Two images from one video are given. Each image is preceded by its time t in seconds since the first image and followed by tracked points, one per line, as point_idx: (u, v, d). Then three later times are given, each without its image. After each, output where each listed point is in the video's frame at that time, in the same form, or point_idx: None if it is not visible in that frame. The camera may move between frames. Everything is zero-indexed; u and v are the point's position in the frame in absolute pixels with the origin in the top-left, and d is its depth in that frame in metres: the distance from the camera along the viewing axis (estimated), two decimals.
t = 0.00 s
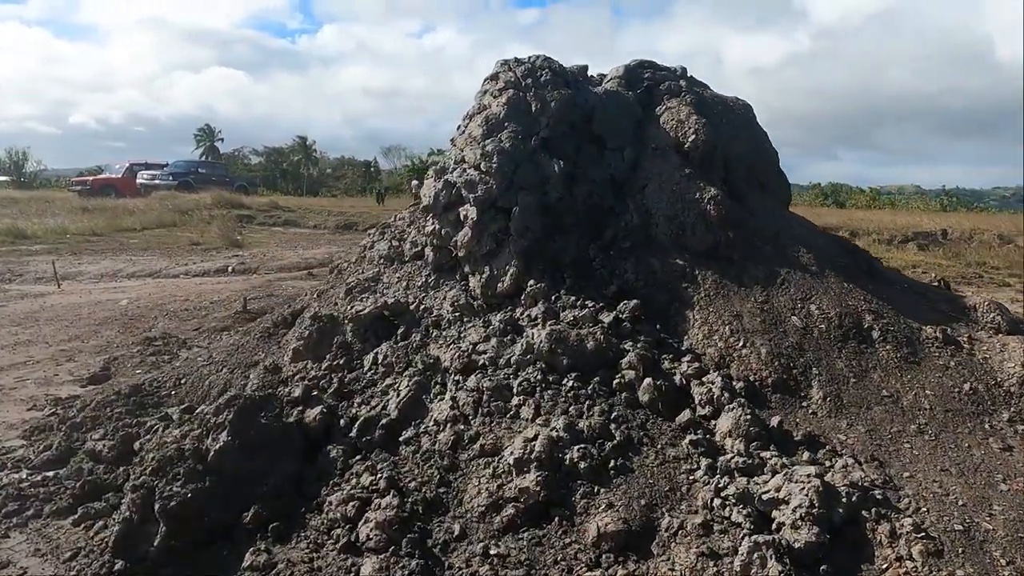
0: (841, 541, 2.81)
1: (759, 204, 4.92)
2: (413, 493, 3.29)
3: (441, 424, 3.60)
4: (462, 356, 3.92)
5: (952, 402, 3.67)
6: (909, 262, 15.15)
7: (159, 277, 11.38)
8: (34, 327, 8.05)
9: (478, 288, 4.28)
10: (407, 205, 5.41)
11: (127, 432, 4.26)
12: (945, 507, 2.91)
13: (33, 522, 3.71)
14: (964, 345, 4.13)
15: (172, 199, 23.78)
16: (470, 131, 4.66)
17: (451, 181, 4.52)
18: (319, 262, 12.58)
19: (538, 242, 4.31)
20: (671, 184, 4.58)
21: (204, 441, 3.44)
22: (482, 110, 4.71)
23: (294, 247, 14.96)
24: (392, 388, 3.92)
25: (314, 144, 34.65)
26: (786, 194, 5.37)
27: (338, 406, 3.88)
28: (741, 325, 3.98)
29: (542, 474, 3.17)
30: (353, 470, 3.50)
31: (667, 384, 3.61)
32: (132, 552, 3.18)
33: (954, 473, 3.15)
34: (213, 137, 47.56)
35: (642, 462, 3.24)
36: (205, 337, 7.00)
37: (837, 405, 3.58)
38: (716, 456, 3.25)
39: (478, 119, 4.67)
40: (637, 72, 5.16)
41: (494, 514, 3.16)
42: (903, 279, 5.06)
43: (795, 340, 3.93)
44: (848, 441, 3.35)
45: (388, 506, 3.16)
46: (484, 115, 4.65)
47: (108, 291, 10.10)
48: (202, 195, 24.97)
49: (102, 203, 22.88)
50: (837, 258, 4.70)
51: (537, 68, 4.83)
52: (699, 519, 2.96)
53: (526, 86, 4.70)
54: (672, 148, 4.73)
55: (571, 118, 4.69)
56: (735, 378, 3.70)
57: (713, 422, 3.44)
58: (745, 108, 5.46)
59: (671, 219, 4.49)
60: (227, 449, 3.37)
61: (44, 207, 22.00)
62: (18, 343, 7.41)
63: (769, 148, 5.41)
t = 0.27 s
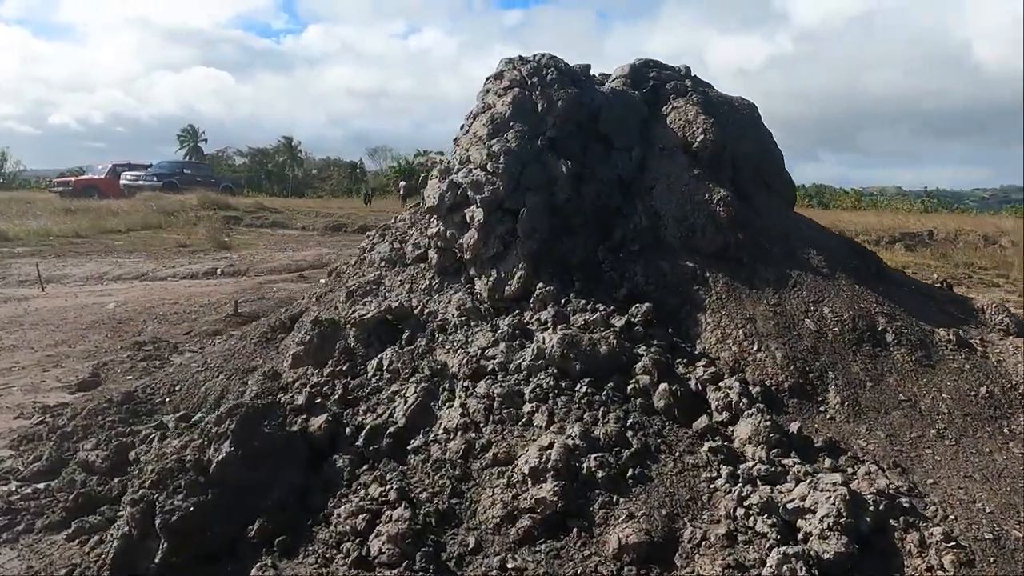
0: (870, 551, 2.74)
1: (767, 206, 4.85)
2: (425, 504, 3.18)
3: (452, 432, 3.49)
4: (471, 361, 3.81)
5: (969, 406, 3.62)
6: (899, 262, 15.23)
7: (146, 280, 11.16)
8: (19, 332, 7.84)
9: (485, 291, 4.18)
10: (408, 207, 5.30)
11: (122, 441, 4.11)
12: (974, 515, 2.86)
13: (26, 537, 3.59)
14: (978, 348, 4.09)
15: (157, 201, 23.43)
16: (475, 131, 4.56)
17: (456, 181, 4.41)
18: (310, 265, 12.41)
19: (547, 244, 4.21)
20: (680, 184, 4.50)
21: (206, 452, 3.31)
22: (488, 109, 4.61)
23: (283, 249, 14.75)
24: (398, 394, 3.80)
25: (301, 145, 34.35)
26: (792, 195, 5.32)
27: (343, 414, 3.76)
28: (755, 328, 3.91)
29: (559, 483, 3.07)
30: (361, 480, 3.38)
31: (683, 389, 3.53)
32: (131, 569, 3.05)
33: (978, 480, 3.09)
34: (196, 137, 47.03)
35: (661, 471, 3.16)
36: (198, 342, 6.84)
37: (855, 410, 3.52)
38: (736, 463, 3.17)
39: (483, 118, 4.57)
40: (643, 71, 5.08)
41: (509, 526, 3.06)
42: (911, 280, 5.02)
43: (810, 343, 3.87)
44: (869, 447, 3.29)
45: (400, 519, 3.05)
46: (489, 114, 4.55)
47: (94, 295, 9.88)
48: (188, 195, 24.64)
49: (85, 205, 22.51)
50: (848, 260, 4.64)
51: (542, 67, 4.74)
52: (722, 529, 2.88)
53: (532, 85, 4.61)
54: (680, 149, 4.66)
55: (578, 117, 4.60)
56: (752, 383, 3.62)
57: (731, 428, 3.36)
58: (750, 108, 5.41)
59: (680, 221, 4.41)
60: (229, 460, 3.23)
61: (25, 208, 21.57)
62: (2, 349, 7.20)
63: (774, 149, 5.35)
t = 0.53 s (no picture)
0: (900, 557, 2.71)
1: (776, 208, 4.83)
2: (443, 513, 3.11)
3: (467, 438, 3.41)
4: (484, 365, 3.74)
5: (987, 408, 3.61)
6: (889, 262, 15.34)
7: (135, 283, 10.95)
8: (6, 337, 7.64)
9: (496, 294, 4.10)
10: (412, 208, 5.21)
11: (122, 450, 3.99)
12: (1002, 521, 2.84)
13: (24, 550, 3.47)
14: (991, 349, 4.08)
15: (142, 202, 23.08)
16: (483, 131, 4.48)
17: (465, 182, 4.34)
18: (302, 266, 12.26)
19: (558, 246, 4.15)
20: (691, 185, 4.46)
21: (216, 461, 3.21)
22: (496, 108, 4.54)
23: (273, 251, 14.57)
24: (410, 400, 3.72)
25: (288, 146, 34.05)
26: (799, 196, 5.29)
27: (354, 421, 3.68)
28: (771, 331, 3.87)
29: (581, 490, 3.01)
30: (375, 488, 3.30)
31: (702, 393, 3.47)
32: None
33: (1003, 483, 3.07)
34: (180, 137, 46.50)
35: (683, 476, 3.10)
36: (192, 347, 6.70)
37: (875, 413, 3.49)
38: (759, 468, 3.12)
39: (491, 118, 4.50)
40: (650, 71, 5.04)
41: (531, 534, 2.99)
42: (919, 281, 5.02)
43: (826, 345, 3.83)
44: (891, 451, 3.26)
45: (419, 529, 2.97)
46: (497, 114, 4.47)
47: (82, 298, 9.67)
48: (174, 197, 24.33)
49: (68, 206, 22.12)
50: (858, 262, 4.62)
51: (551, 66, 4.68)
52: (750, 536, 2.83)
53: (541, 84, 4.55)
54: (690, 150, 4.62)
55: (587, 117, 4.54)
56: (770, 385, 3.58)
57: (751, 433, 3.31)
58: (757, 109, 5.38)
59: (691, 222, 4.37)
60: (241, 470, 3.14)
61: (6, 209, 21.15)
62: None
63: (781, 149, 5.33)
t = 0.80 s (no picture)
0: (930, 562, 2.71)
1: (785, 211, 4.84)
2: (468, 522, 3.07)
3: (488, 446, 3.37)
4: (502, 371, 3.70)
5: (1002, 410, 3.63)
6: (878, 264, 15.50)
7: (125, 287, 10.78)
8: None
9: (510, 299, 4.07)
10: (419, 211, 5.16)
11: (130, 460, 3.92)
12: None
13: (34, 564, 3.38)
14: (1002, 351, 4.12)
15: (126, 204, 22.75)
16: (494, 134, 4.45)
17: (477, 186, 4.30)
18: (295, 270, 12.13)
19: (572, 250, 4.13)
20: (703, 189, 4.46)
21: (233, 472, 3.16)
22: (507, 112, 4.51)
23: (263, 254, 14.41)
24: (426, 406, 3.67)
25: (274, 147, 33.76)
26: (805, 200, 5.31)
27: (371, 429, 3.62)
28: (787, 335, 3.87)
29: (608, 498, 2.98)
30: (395, 497, 3.25)
31: (722, 398, 3.46)
32: None
33: None
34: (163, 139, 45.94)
35: (709, 482, 3.09)
36: (191, 353, 6.59)
37: (893, 416, 3.50)
38: (784, 473, 3.12)
39: (502, 121, 4.47)
40: (658, 75, 5.04)
41: (557, 543, 2.96)
42: (925, 283, 5.05)
43: (842, 349, 3.84)
44: (913, 455, 3.27)
45: (445, 539, 2.93)
46: (509, 117, 4.45)
47: (72, 303, 9.49)
48: (159, 199, 24.02)
49: (51, 208, 21.74)
50: (867, 264, 4.64)
51: (561, 70, 4.66)
52: (779, 542, 2.82)
53: (552, 88, 4.53)
54: (701, 153, 4.62)
55: (598, 121, 4.53)
56: (789, 390, 3.58)
57: (773, 437, 3.30)
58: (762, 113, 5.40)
59: (704, 226, 4.37)
60: (260, 480, 3.09)
61: None
62: None
63: (787, 153, 5.35)
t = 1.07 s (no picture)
0: (960, 564, 2.71)
1: (793, 213, 4.85)
2: (492, 529, 3.03)
3: (508, 451, 3.33)
4: (519, 375, 3.67)
5: (1017, 411, 3.66)
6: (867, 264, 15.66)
7: (114, 290, 10.59)
8: None
9: (525, 302, 4.03)
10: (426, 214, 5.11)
11: (138, 468, 3.83)
12: None
13: None
14: (1011, 352, 4.16)
15: (111, 205, 22.42)
16: (506, 136, 4.42)
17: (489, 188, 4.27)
18: (287, 271, 12.01)
19: (586, 253, 4.10)
20: (714, 191, 4.45)
21: (251, 479, 3.12)
22: (518, 113, 4.49)
23: (253, 256, 14.25)
24: (443, 410, 3.62)
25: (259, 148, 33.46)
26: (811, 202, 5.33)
27: (388, 434, 3.58)
28: (803, 337, 3.88)
29: (635, 503, 2.95)
30: (416, 504, 3.20)
31: (742, 401, 3.46)
32: None
33: None
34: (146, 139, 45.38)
35: (734, 486, 3.07)
36: (188, 357, 6.48)
37: (911, 418, 3.51)
38: (808, 476, 3.11)
39: (513, 123, 4.44)
40: (666, 77, 5.04)
41: (584, 549, 2.92)
42: (930, 284, 5.09)
43: (857, 350, 3.85)
44: (933, 456, 3.28)
45: (471, 547, 2.90)
46: (521, 119, 4.42)
47: (60, 306, 9.31)
48: (144, 200, 23.69)
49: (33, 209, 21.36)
50: (877, 266, 4.66)
51: (572, 71, 4.64)
52: (808, 545, 2.81)
53: (563, 89, 4.51)
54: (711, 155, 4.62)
55: (610, 122, 4.51)
56: (807, 392, 3.59)
57: (795, 439, 3.30)
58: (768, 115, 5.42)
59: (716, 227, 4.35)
60: (279, 488, 3.05)
61: None
62: None
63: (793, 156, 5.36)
